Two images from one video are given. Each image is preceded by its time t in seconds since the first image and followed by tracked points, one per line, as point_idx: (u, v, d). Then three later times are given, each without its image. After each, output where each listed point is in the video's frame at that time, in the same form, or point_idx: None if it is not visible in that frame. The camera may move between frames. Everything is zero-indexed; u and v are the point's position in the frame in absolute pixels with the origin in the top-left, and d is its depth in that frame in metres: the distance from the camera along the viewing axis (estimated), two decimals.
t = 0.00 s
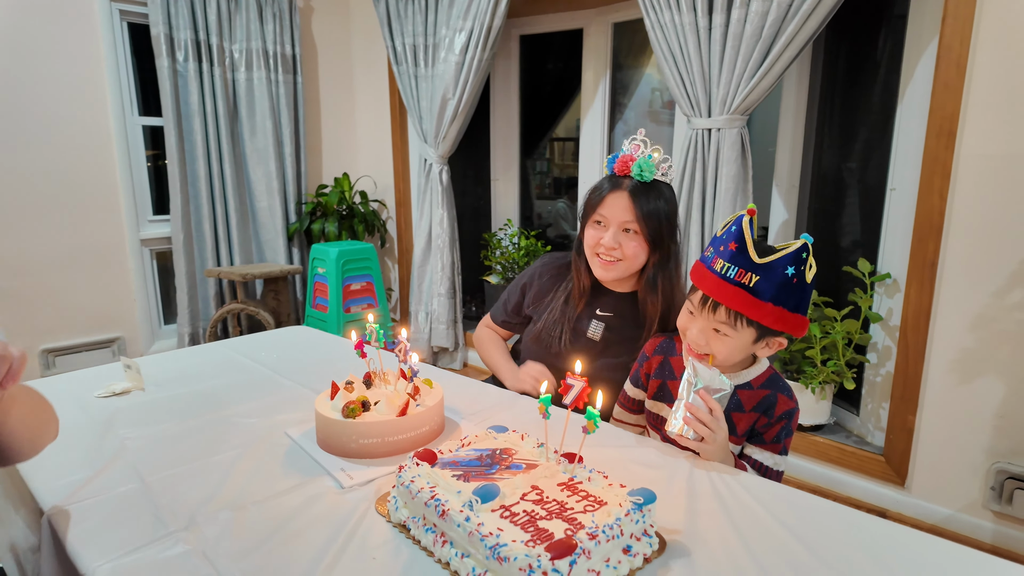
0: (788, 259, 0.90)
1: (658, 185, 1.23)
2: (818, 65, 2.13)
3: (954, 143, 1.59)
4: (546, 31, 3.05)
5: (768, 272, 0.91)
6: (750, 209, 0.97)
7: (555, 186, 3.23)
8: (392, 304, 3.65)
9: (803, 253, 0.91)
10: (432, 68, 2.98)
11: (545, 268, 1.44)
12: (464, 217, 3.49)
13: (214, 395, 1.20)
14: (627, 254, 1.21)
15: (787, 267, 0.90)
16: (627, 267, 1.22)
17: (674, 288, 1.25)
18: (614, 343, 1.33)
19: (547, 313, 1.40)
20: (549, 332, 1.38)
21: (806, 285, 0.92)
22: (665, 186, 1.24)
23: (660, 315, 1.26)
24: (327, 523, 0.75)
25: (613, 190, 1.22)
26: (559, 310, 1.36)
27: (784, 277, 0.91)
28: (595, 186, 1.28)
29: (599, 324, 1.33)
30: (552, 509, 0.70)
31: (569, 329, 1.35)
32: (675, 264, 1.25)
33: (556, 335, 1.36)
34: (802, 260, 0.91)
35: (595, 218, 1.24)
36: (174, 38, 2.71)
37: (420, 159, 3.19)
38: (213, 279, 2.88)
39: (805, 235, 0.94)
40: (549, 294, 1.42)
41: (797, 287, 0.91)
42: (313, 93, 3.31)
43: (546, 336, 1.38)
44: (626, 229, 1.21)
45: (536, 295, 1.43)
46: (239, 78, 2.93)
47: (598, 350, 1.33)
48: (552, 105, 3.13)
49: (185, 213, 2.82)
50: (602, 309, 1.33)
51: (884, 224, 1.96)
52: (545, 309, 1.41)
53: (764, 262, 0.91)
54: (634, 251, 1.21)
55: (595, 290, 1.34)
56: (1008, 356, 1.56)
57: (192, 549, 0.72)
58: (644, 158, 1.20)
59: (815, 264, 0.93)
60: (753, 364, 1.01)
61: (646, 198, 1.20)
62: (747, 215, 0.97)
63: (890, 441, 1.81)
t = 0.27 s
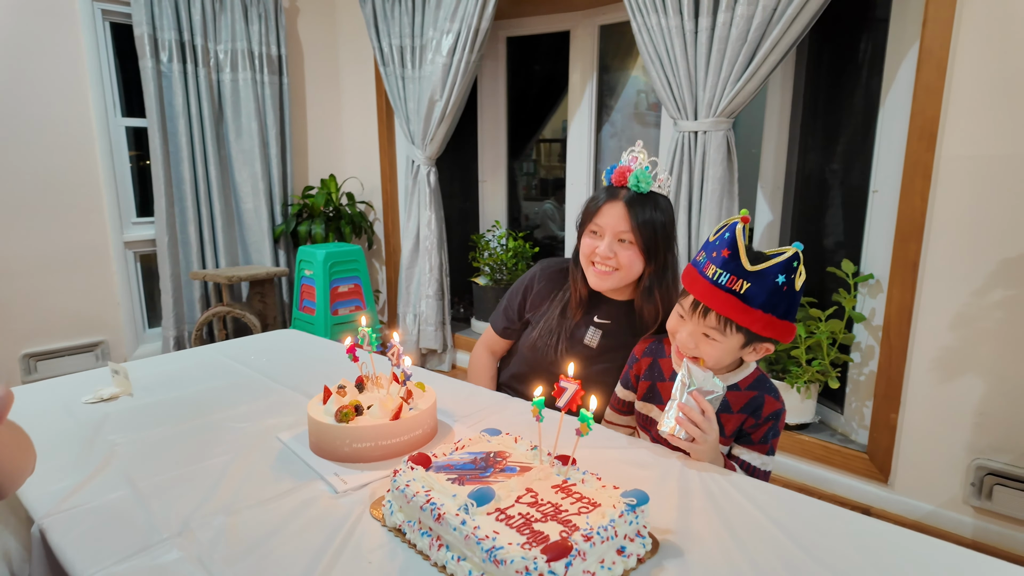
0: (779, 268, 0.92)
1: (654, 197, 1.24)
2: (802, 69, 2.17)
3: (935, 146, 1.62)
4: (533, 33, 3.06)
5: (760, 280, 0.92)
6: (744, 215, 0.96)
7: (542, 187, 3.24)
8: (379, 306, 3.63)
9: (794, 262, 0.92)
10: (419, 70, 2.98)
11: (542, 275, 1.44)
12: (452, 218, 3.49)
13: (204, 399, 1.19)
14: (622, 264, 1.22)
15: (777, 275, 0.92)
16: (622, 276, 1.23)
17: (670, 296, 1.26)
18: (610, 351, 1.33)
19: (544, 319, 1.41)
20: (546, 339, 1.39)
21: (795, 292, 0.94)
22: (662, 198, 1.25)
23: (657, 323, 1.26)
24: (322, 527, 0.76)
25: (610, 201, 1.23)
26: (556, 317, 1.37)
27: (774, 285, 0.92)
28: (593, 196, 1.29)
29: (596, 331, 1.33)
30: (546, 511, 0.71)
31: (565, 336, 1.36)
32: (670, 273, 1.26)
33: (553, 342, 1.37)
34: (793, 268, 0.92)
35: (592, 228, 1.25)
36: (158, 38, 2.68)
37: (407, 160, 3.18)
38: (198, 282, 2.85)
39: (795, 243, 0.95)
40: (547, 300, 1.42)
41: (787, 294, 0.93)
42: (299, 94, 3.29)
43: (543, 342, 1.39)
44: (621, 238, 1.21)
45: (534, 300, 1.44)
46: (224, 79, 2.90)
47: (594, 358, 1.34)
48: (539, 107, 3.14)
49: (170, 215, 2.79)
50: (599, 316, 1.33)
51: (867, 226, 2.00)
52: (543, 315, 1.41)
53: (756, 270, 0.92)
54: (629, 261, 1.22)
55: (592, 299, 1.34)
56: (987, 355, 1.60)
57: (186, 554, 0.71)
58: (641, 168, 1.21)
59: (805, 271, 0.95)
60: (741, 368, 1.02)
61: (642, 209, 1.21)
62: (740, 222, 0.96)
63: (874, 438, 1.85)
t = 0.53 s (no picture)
0: (766, 280, 0.95)
1: (655, 222, 1.22)
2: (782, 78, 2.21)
3: (911, 154, 1.67)
4: (517, 40, 3.09)
5: (748, 291, 0.95)
6: (732, 229, 1.00)
7: (527, 192, 3.26)
8: (365, 311, 3.62)
9: (781, 274, 0.96)
10: (404, 75, 2.98)
11: (543, 290, 1.43)
12: (438, 223, 3.49)
13: (193, 411, 1.18)
14: (622, 290, 1.21)
15: (765, 287, 0.95)
16: (622, 301, 1.23)
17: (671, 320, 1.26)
18: (610, 369, 1.35)
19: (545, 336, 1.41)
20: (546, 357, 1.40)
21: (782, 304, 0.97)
22: (662, 222, 1.24)
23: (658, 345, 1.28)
24: (318, 540, 0.76)
25: (610, 227, 1.22)
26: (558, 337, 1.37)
27: (762, 297, 0.95)
28: (594, 220, 1.29)
29: (596, 351, 1.35)
30: (541, 521, 0.72)
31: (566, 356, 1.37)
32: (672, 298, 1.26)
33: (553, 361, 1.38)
34: (780, 280, 0.96)
35: (592, 253, 1.25)
36: (139, 43, 2.65)
37: (393, 166, 3.18)
38: (181, 289, 2.82)
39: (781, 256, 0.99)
40: (547, 317, 1.42)
41: (774, 305, 0.96)
42: (283, 99, 3.28)
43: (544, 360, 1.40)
44: (621, 265, 1.20)
45: (534, 316, 1.44)
46: (207, 84, 2.88)
47: (594, 376, 1.36)
48: (524, 113, 3.17)
49: (152, 221, 2.76)
50: (599, 335, 1.34)
51: (846, 232, 2.05)
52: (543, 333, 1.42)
53: (745, 282, 0.95)
54: (629, 287, 1.21)
55: (593, 321, 1.34)
56: (963, 357, 1.65)
57: (181, 569, 0.71)
58: (642, 195, 1.20)
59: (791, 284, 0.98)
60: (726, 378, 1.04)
61: (642, 234, 1.20)
62: (729, 235, 1.00)
63: (855, 440, 1.89)
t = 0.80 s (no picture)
0: (756, 283, 0.97)
1: (660, 235, 1.22)
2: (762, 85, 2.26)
3: (888, 160, 1.71)
4: (500, 44, 3.10)
5: (740, 296, 0.97)
6: (721, 235, 1.01)
7: (510, 196, 3.27)
8: (349, 316, 3.60)
9: (769, 277, 0.98)
10: (388, 80, 2.98)
11: (543, 297, 1.44)
12: (422, 227, 3.49)
13: (180, 420, 1.17)
14: (624, 302, 1.21)
15: (755, 290, 0.97)
16: (622, 313, 1.23)
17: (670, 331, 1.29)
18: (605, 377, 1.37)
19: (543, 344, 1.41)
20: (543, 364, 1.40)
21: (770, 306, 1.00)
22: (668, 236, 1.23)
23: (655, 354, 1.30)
24: (314, 549, 0.76)
25: (616, 238, 1.22)
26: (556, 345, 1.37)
27: (754, 300, 0.98)
28: (598, 229, 1.28)
29: (593, 359, 1.36)
30: (537, 527, 0.73)
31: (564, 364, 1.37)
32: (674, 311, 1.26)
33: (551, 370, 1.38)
34: (769, 283, 0.98)
35: (595, 262, 1.24)
36: (118, 46, 2.61)
37: (377, 170, 3.17)
38: (162, 295, 2.77)
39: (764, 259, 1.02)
40: (545, 324, 1.43)
41: (764, 307, 0.99)
42: (265, 103, 3.25)
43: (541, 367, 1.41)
44: (624, 277, 1.20)
45: (532, 323, 1.44)
46: (188, 87, 2.85)
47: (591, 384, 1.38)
48: (507, 117, 3.18)
49: (132, 226, 2.71)
50: (597, 344, 1.35)
51: (826, 236, 2.10)
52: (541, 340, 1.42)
53: (736, 286, 0.97)
54: (631, 299, 1.21)
55: (592, 330, 1.35)
56: (940, 358, 1.70)
57: None
58: (649, 209, 1.19)
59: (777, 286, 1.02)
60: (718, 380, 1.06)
61: (648, 248, 1.19)
62: (718, 242, 1.01)
63: (836, 440, 1.93)
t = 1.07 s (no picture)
0: (737, 277, 1.00)
1: (646, 238, 1.23)
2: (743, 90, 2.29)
3: (867, 164, 1.75)
4: (484, 49, 3.11)
5: (725, 290, 0.99)
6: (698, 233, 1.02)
7: (494, 200, 3.28)
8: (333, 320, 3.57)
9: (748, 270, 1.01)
10: (372, 83, 2.97)
11: (529, 299, 1.44)
12: (406, 231, 3.48)
13: (163, 426, 1.15)
14: (609, 303, 1.22)
15: (737, 283, 1.00)
16: (607, 314, 1.24)
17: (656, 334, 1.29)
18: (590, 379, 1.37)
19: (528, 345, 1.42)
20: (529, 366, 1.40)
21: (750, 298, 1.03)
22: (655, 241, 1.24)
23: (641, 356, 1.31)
24: (302, 555, 0.75)
25: (602, 241, 1.22)
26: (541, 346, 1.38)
27: (738, 293, 1.00)
28: (584, 232, 1.28)
29: (578, 360, 1.36)
30: (527, 529, 0.73)
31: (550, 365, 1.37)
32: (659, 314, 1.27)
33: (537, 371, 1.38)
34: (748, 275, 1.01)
35: (582, 264, 1.24)
36: (97, 48, 2.57)
37: (361, 173, 3.16)
38: (142, 300, 2.73)
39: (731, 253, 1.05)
40: (530, 325, 1.43)
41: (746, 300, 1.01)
42: (247, 107, 3.22)
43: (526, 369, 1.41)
44: (611, 279, 1.21)
45: (517, 325, 1.45)
46: (169, 90, 2.81)
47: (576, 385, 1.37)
48: (491, 121, 3.19)
49: (111, 230, 2.67)
50: (581, 345, 1.36)
51: (806, 239, 2.13)
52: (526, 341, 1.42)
53: (720, 281, 0.99)
54: (617, 300, 1.22)
55: (578, 331, 1.35)
56: (918, 358, 1.74)
57: None
58: (637, 213, 1.20)
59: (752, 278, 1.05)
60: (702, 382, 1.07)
61: (635, 250, 1.20)
62: (697, 240, 1.02)
63: (819, 440, 1.96)
